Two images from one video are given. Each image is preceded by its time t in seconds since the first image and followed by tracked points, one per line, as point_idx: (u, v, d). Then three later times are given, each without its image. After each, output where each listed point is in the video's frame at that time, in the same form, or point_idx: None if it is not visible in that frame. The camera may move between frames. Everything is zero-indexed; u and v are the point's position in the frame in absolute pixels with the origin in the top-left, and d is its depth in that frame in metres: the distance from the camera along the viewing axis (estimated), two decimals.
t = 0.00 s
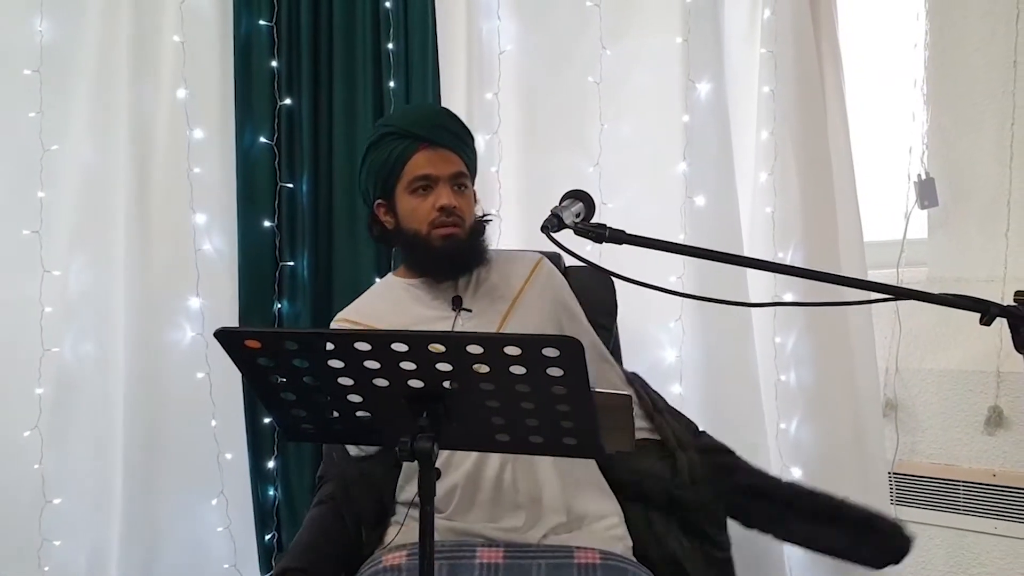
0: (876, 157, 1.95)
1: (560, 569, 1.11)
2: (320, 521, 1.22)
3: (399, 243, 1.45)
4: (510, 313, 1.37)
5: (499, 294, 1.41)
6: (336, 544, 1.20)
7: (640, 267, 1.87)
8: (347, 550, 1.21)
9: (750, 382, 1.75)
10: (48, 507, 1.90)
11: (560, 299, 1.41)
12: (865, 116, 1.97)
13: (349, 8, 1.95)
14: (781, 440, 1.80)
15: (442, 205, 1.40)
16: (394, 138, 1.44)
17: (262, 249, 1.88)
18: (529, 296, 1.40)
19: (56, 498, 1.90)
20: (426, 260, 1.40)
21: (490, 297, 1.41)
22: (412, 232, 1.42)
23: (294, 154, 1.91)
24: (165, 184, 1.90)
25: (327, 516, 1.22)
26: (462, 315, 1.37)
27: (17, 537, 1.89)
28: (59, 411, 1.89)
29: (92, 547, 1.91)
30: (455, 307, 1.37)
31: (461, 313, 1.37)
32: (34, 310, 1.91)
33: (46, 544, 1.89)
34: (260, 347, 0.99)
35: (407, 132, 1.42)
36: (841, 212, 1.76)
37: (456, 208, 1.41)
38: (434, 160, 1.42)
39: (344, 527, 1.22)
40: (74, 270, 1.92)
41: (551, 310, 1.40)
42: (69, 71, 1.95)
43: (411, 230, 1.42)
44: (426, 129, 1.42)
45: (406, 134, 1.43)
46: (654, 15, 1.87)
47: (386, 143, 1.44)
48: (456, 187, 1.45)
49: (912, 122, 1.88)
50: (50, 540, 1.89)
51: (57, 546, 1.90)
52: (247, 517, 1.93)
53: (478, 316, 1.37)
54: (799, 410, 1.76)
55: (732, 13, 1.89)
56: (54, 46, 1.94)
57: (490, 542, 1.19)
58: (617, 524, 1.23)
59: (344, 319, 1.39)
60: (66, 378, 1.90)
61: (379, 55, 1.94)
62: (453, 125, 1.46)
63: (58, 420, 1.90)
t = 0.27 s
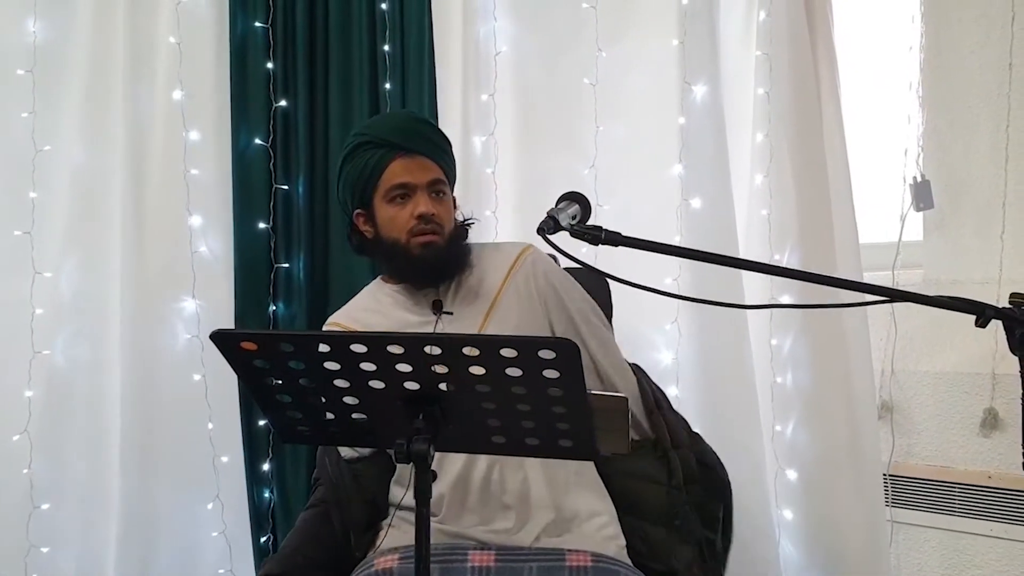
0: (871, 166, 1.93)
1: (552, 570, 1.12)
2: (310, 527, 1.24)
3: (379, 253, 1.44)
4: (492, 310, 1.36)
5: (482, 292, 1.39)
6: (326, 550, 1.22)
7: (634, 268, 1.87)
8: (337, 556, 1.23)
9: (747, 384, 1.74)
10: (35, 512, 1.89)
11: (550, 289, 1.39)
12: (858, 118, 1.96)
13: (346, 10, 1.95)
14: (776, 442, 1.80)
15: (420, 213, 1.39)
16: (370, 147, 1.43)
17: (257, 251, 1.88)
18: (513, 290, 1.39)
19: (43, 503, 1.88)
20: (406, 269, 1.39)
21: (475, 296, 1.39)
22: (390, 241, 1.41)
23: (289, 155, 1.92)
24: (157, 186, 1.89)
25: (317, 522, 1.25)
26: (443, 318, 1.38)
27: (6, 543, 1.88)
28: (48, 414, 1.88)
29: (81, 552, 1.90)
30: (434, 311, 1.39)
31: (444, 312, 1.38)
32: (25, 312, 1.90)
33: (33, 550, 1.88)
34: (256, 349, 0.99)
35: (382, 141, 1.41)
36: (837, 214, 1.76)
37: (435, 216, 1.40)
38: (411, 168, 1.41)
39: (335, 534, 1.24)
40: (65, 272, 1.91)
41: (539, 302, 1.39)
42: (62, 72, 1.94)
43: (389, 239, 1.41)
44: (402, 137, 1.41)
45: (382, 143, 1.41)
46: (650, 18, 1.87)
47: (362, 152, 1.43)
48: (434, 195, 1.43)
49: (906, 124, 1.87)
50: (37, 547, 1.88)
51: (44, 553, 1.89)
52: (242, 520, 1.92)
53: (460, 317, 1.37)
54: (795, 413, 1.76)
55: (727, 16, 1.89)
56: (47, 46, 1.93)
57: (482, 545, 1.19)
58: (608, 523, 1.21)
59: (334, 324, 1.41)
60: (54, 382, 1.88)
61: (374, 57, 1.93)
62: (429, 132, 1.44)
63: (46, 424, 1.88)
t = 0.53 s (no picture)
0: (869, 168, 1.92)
1: (548, 571, 1.12)
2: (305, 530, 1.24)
3: (377, 259, 1.45)
4: (491, 313, 1.38)
5: (480, 295, 1.41)
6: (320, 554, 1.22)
7: (632, 270, 1.87)
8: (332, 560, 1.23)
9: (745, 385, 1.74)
10: (27, 516, 1.88)
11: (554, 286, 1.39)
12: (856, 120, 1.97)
13: (342, 10, 1.94)
14: (774, 444, 1.80)
15: (418, 220, 1.40)
16: (367, 153, 1.43)
17: (255, 252, 1.88)
18: (513, 292, 1.40)
19: (35, 507, 1.88)
20: (403, 275, 1.40)
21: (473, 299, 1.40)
22: (388, 247, 1.42)
23: (286, 157, 1.92)
24: (154, 187, 1.89)
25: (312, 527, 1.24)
26: (440, 320, 1.40)
27: None
28: (39, 417, 1.87)
29: (72, 555, 1.90)
30: (432, 315, 1.40)
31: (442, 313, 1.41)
32: (21, 313, 1.90)
33: (24, 555, 1.88)
34: (253, 351, 0.99)
35: (379, 146, 1.42)
36: (834, 216, 1.76)
37: (431, 223, 1.40)
38: (408, 174, 1.42)
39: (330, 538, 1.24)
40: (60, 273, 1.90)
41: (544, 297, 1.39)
42: (59, 73, 1.94)
43: (387, 245, 1.42)
44: (399, 143, 1.41)
45: (379, 149, 1.42)
46: (647, 20, 1.87)
47: (360, 157, 1.44)
48: (432, 202, 1.44)
49: (904, 127, 1.88)
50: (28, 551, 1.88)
51: (34, 558, 1.88)
52: (240, 520, 1.92)
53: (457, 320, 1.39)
54: (793, 415, 1.76)
55: (724, 17, 1.89)
56: (44, 46, 1.93)
57: (479, 547, 1.20)
58: (604, 525, 1.22)
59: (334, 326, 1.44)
60: (48, 385, 1.88)
61: (372, 58, 1.94)
62: (425, 137, 1.45)
63: (37, 428, 1.88)
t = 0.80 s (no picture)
0: (869, 164, 1.94)
1: (550, 571, 1.13)
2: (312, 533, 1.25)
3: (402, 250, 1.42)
4: (514, 313, 1.36)
5: (502, 297, 1.39)
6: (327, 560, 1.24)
7: (632, 270, 1.87)
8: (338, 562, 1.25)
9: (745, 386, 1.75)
10: (25, 516, 1.88)
11: (576, 289, 1.37)
12: (856, 121, 1.98)
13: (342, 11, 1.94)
14: (774, 444, 1.80)
15: (447, 214, 1.38)
16: (396, 145, 1.41)
17: (255, 252, 1.88)
18: (538, 293, 1.38)
19: (34, 507, 1.88)
20: (429, 269, 1.39)
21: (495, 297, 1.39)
22: (415, 241, 1.40)
23: (286, 157, 1.92)
24: (155, 188, 1.89)
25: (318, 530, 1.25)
26: (462, 319, 1.36)
27: None
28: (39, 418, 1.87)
29: (71, 555, 1.90)
30: (454, 312, 1.37)
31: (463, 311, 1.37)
32: (21, 314, 1.90)
33: (22, 555, 1.87)
34: (252, 351, 0.99)
35: (409, 139, 1.40)
36: (835, 217, 1.76)
37: (460, 218, 1.39)
38: (438, 168, 1.40)
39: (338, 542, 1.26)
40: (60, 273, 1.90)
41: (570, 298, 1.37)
42: (59, 74, 1.94)
43: (414, 238, 1.40)
44: (429, 136, 1.40)
45: (409, 141, 1.40)
46: (647, 21, 1.88)
47: (387, 150, 1.42)
48: (460, 196, 1.42)
49: (903, 127, 1.88)
50: (26, 552, 1.87)
51: (33, 558, 1.88)
52: (239, 521, 1.92)
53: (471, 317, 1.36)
54: (793, 415, 1.76)
55: (724, 17, 1.90)
56: (43, 47, 1.93)
57: (481, 547, 1.20)
58: (608, 527, 1.23)
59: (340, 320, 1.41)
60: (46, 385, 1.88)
61: (372, 58, 1.94)
62: (455, 132, 1.43)
63: (38, 428, 1.88)
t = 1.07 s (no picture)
0: (869, 162, 1.96)
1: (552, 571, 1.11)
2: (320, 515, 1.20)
3: (423, 240, 1.39)
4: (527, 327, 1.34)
5: (517, 314, 1.36)
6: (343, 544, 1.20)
7: (632, 270, 1.87)
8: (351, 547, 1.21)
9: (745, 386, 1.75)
10: (29, 515, 1.87)
11: (592, 323, 1.36)
12: (856, 121, 1.98)
13: (342, 11, 1.94)
14: (775, 444, 1.79)
15: (470, 207, 1.35)
16: (427, 137, 1.39)
17: (254, 253, 1.87)
18: (554, 318, 1.36)
19: (38, 505, 1.87)
20: (447, 261, 1.36)
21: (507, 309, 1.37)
22: (435, 232, 1.37)
23: (286, 156, 1.92)
24: (157, 188, 1.89)
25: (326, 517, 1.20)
26: (472, 326, 1.34)
27: None
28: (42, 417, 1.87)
29: (77, 554, 1.90)
30: (467, 316, 1.35)
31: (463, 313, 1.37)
32: (21, 314, 1.89)
33: (28, 553, 1.87)
34: (252, 352, 0.99)
35: (441, 132, 1.38)
36: (835, 217, 1.76)
37: (482, 211, 1.35)
38: (466, 161, 1.37)
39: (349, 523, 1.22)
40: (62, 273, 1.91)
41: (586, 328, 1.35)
42: (60, 74, 1.94)
43: (435, 230, 1.37)
44: (462, 130, 1.37)
45: (441, 134, 1.38)
46: (648, 21, 1.88)
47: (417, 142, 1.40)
48: (486, 191, 1.39)
49: (903, 127, 1.89)
50: (31, 550, 1.87)
51: (37, 556, 1.87)
52: (238, 521, 1.93)
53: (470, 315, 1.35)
54: (794, 415, 1.76)
55: (725, 17, 1.90)
56: (44, 47, 1.93)
57: (483, 547, 1.19)
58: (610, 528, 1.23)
59: (362, 309, 1.41)
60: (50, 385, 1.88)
61: (371, 58, 1.94)
62: (489, 129, 1.40)
63: (42, 426, 1.88)
